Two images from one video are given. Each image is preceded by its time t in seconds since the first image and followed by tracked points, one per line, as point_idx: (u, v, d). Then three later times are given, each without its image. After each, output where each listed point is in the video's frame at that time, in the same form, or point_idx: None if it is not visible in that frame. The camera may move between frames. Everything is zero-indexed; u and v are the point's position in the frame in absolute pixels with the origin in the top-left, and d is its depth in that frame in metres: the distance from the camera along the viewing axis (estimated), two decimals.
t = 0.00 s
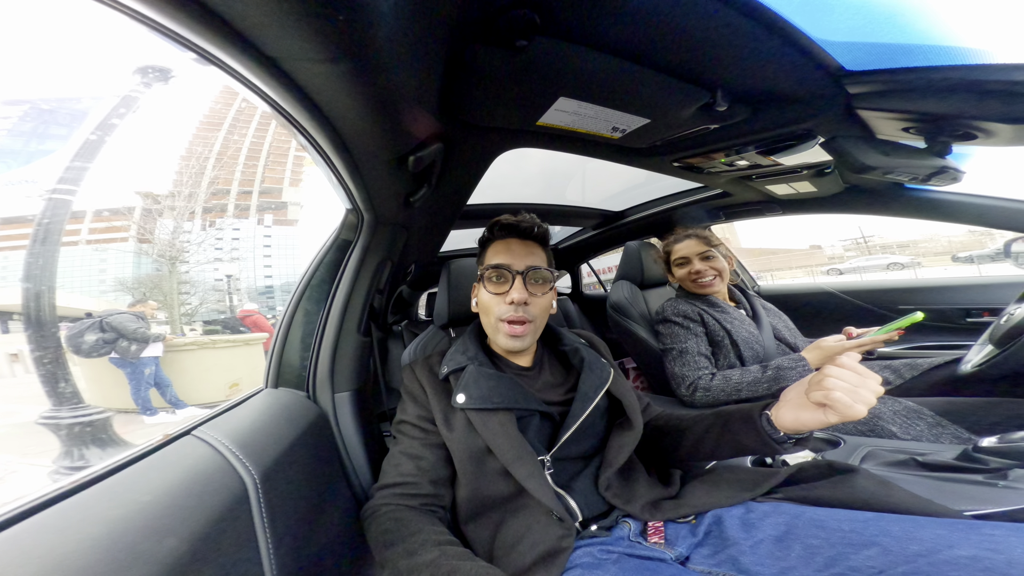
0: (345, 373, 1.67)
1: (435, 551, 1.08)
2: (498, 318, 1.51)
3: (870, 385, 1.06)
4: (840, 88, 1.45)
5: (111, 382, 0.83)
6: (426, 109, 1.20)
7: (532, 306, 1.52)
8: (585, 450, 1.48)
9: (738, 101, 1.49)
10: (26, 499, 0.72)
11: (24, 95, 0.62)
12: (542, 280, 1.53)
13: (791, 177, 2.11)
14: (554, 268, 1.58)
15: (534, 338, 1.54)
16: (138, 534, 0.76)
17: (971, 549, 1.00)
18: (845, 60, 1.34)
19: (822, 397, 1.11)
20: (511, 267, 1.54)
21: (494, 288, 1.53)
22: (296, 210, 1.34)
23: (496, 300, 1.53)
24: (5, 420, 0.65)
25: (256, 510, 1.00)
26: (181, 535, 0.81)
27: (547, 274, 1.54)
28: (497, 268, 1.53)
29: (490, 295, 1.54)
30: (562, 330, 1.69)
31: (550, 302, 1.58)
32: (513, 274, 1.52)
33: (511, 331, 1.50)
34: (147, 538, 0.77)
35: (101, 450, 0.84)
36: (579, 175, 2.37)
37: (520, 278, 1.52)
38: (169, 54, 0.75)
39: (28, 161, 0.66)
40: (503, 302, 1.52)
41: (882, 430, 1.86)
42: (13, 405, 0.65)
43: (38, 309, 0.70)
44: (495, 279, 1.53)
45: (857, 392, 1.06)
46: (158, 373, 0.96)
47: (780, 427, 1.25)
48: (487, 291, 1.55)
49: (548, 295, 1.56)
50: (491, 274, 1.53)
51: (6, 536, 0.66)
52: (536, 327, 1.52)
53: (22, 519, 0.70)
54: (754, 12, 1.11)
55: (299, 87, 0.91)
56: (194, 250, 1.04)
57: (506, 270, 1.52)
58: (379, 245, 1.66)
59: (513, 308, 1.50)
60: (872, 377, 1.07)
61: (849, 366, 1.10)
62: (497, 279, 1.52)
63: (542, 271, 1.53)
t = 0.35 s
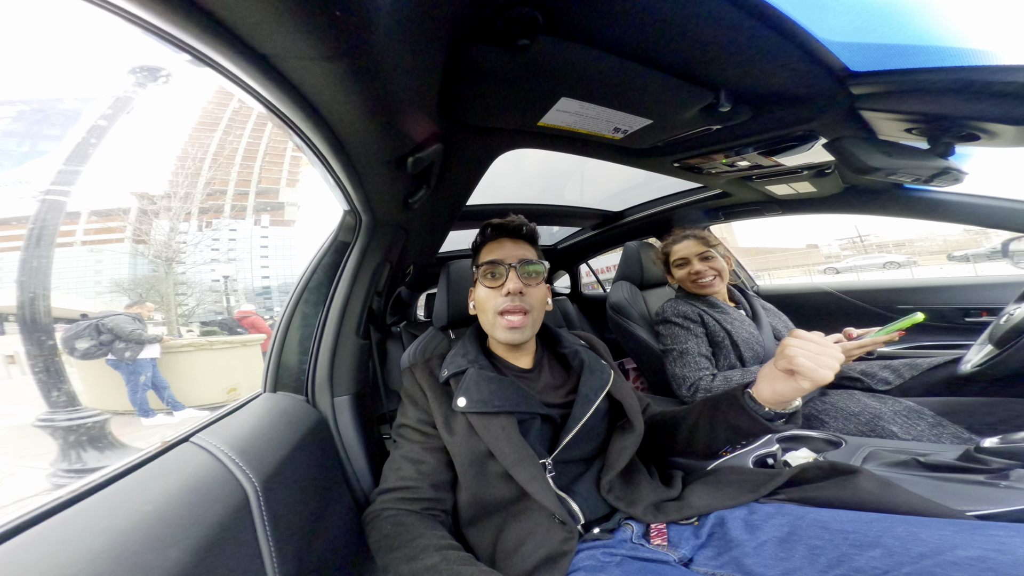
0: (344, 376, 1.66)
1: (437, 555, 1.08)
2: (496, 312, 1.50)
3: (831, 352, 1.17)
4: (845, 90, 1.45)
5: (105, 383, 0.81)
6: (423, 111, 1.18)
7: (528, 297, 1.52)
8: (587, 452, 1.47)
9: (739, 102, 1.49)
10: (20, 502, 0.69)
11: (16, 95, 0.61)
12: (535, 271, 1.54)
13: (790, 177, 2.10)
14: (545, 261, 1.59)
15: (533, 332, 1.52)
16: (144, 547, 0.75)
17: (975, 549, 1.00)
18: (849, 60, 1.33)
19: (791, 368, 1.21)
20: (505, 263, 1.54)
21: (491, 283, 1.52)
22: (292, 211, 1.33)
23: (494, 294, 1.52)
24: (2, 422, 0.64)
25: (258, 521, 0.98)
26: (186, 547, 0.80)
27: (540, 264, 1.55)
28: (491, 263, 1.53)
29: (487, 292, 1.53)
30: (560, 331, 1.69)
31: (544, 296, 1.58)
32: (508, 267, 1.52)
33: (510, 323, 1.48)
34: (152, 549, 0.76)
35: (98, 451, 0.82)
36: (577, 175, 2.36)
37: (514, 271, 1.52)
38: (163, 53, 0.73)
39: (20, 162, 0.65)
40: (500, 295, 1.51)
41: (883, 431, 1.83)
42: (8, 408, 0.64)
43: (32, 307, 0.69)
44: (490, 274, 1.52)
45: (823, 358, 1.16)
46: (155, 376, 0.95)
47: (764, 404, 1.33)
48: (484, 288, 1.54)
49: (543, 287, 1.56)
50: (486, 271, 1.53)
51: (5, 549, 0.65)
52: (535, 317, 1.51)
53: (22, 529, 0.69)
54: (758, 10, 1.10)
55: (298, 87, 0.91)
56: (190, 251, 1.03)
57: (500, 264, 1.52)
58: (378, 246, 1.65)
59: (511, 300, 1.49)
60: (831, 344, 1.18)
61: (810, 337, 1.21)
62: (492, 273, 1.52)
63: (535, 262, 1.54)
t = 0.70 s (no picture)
0: (343, 376, 1.67)
1: (435, 553, 1.08)
2: (502, 316, 1.50)
3: (869, 387, 1.04)
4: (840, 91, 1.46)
5: (103, 384, 0.82)
6: (418, 113, 1.18)
7: (534, 302, 1.52)
8: (585, 451, 1.48)
9: (735, 103, 1.50)
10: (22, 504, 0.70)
11: (14, 96, 0.61)
12: (540, 275, 1.54)
13: (787, 177, 2.12)
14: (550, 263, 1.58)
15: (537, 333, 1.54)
16: (140, 542, 0.76)
17: (970, 548, 1.00)
18: (842, 61, 1.35)
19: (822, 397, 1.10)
20: (510, 267, 1.53)
21: (496, 288, 1.52)
22: (291, 211, 1.33)
23: (499, 299, 1.52)
24: None
25: (258, 521, 0.99)
26: (185, 542, 0.81)
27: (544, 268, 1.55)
28: (498, 268, 1.51)
29: (492, 296, 1.53)
30: (558, 330, 1.69)
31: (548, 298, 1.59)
32: (514, 272, 1.51)
33: (517, 328, 1.50)
34: (152, 547, 0.76)
35: (97, 452, 0.83)
36: (576, 175, 2.37)
37: (520, 276, 1.52)
38: (161, 55, 0.73)
39: (17, 163, 0.66)
40: (505, 300, 1.52)
41: (880, 430, 1.86)
42: (6, 408, 0.65)
43: (31, 309, 0.70)
44: (496, 279, 1.51)
45: (860, 396, 1.04)
46: (153, 376, 0.95)
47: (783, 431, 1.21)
48: (489, 292, 1.54)
49: (548, 290, 1.57)
50: (491, 275, 1.52)
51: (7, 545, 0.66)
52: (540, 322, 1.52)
53: (25, 524, 0.70)
54: (751, 12, 1.11)
55: (296, 88, 0.91)
56: (188, 252, 1.03)
57: (507, 269, 1.51)
58: (377, 246, 1.65)
59: (518, 306, 1.50)
60: (874, 381, 1.05)
61: (852, 370, 1.08)
62: (498, 278, 1.51)
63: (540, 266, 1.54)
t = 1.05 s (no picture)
0: (338, 371, 1.68)
1: (427, 547, 1.09)
2: (495, 320, 1.52)
3: (861, 395, 1.07)
4: (818, 86, 1.48)
5: (100, 381, 0.83)
6: (420, 105, 1.21)
7: (529, 308, 1.53)
8: (578, 446, 1.49)
9: (720, 100, 1.52)
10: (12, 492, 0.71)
11: (17, 95, 0.63)
12: (537, 281, 1.55)
13: (778, 175, 2.14)
14: (549, 269, 1.58)
15: (529, 337, 1.56)
16: (123, 523, 0.77)
17: (955, 543, 1.02)
18: (824, 59, 1.37)
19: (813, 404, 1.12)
20: (507, 271, 1.54)
21: (491, 290, 1.53)
22: (290, 211, 1.34)
23: (493, 302, 1.53)
24: None
25: (246, 510, 1.00)
26: (167, 524, 0.82)
27: (541, 274, 1.55)
28: (494, 272, 1.52)
29: (486, 298, 1.54)
30: (556, 328, 1.69)
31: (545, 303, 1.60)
32: (510, 278, 1.52)
33: (509, 332, 1.52)
34: (133, 526, 0.78)
35: (94, 447, 0.85)
36: (574, 175, 2.39)
37: (516, 282, 1.52)
38: (162, 56, 0.75)
39: (19, 161, 0.67)
40: (499, 304, 1.53)
41: (871, 427, 1.85)
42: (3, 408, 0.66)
43: (31, 306, 0.71)
44: (491, 282, 1.52)
45: (849, 404, 1.06)
46: (152, 373, 0.96)
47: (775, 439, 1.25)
48: (483, 293, 1.55)
49: (544, 296, 1.57)
50: (486, 277, 1.53)
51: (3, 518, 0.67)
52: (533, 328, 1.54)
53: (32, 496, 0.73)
54: (734, 15, 1.14)
55: (290, 91, 0.92)
56: (188, 252, 1.04)
57: (502, 273, 1.52)
58: (373, 243, 1.67)
59: (512, 311, 1.51)
60: (864, 389, 1.07)
61: (843, 377, 1.11)
62: (494, 282, 1.52)
63: (537, 273, 1.54)
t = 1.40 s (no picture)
0: (342, 371, 1.69)
1: (432, 546, 1.10)
2: (494, 316, 1.53)
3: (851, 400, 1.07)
4: (823, 88, 1.48)
5: (103, 382, 0.83)
6: (422, 108, 1.22)
7: (528, 304, 1.54)
8: (581, 446, 1.50)
9: (723, 102, 1.52)
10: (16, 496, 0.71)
11: (17, 96, 0.63)
12: (534, 277, 1.56)
13: (779, 176, 2.15)
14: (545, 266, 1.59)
15: (530, 334, 1.56)
16: (138, 522, 0.78)
17: (957, 541, 1.02)
18: (824, 61, 1.37)
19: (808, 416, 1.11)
20: (503, 268, 1.55)
21: (489, 289, 1.54)
22: (291, 211, 1.35)
23: (492, 300, 1.54)
24: None
25: (255, 512, 1.00)
26: (179, 526, 0.82)
27: (538, 270, 1.56)
28: (492, 270, 1.53)
29: (485, 297, 1.54)
30: (558, 328, 1.70)
31: (543, 299, 1.61)
32: (507, 275, 1.53)
33: (509, 328, 1.52)
34: (145, 526, 0.78)
35: (96, 449, 0.84)
36: (575, 175, 2.39)
37: (513, 278, 1.53)
38: (161, 54, 0.76)
39: (19, 161, 0.67)
40: (498, 301, 1.53)
41: (871, 426, 1.85)
42: (7, 408, 0.66)
43: (31, 308, 0.71)
44: (488, 280, 1.53)
45: (841, 414, 1.06)
46: (153, 374, 0.96)
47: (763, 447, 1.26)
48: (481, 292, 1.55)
49: (542, 292, 1.58)
50: (484, 276, 1.54)
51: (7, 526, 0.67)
52: (533, 323, 1.54)
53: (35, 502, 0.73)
54: (738, 17, 1.14)
55: (297, 91, 0.93)
56: (188, 252, 1.05)
57: (499, 271, 1.53)
58: (376, 244, 1.67)
59: (511, 308, 1.52)
60: (856, 397, 1.07)
61: (834, 385, 1.10)
62: (492, 280, 1.53)
63: (534, 269, 1.55)
